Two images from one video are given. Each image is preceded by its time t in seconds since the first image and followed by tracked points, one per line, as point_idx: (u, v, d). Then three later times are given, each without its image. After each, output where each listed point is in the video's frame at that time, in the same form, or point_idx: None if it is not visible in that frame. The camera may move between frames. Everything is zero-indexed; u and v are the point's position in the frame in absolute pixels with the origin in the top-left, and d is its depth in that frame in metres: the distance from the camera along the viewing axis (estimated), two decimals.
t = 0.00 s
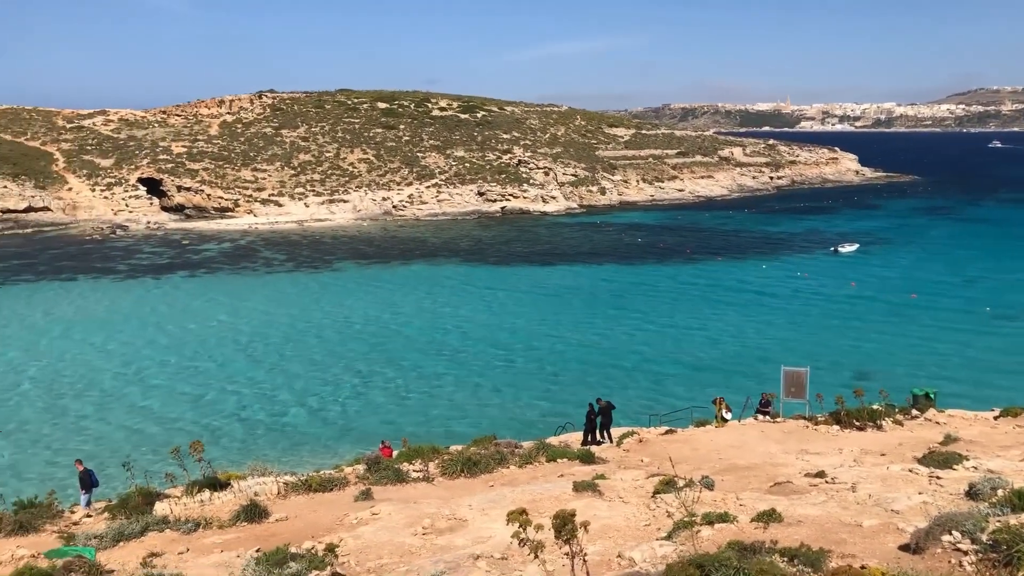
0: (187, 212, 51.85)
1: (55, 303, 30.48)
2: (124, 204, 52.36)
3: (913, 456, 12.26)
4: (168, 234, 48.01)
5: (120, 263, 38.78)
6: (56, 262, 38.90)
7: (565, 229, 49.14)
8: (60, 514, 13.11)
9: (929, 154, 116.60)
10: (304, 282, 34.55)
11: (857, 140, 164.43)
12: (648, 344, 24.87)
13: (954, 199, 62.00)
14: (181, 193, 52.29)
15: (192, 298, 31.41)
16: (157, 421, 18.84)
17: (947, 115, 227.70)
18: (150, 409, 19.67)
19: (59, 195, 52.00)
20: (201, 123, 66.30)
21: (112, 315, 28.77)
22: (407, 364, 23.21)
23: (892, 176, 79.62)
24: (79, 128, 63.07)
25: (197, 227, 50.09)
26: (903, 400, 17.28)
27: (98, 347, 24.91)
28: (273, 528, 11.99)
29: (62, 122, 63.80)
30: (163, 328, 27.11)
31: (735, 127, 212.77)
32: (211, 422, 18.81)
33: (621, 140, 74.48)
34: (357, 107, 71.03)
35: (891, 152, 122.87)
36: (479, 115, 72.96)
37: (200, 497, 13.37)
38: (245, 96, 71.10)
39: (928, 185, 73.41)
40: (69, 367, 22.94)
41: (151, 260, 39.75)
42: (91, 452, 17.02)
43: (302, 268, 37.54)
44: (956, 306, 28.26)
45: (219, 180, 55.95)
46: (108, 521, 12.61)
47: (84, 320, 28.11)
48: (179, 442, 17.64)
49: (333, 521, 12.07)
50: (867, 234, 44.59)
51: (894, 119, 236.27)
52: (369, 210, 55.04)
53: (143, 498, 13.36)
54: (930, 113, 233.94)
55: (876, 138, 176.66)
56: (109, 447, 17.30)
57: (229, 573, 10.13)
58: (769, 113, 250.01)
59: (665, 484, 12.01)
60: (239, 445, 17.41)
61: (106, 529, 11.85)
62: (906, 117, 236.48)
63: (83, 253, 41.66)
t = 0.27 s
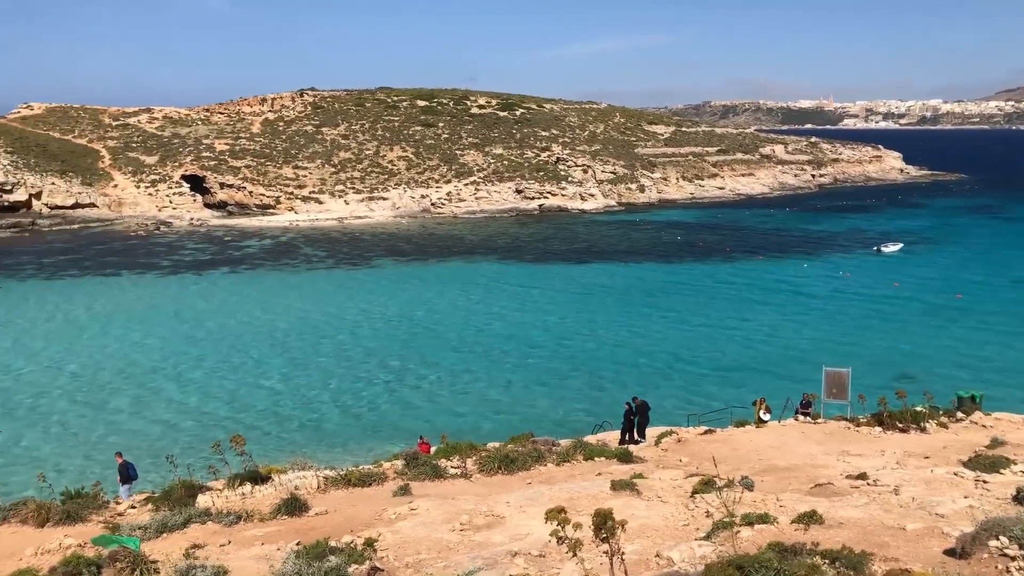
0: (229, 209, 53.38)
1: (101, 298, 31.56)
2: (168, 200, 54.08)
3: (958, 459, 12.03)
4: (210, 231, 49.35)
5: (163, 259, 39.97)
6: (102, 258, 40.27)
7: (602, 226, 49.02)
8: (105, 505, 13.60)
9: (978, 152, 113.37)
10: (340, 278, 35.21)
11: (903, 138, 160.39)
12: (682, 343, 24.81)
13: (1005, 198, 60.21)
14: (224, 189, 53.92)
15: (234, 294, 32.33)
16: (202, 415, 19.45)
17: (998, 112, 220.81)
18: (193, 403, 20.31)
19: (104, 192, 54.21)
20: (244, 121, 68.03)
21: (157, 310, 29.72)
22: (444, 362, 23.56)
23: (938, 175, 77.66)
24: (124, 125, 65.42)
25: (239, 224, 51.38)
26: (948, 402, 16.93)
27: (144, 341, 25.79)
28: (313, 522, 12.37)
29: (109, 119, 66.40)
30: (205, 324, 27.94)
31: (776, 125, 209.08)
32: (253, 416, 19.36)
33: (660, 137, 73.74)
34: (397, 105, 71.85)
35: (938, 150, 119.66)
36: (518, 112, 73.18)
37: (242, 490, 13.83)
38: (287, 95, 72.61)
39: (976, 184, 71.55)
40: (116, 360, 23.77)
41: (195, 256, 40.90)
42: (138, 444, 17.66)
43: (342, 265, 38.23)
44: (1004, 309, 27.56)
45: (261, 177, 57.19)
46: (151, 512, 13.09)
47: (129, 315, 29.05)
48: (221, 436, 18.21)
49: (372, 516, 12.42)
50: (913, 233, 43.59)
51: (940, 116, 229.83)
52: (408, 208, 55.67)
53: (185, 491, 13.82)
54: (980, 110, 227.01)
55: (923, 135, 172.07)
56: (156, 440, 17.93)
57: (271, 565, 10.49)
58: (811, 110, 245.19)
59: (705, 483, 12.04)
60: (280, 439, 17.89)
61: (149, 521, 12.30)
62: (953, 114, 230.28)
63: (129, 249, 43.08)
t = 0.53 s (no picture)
0: (270, 206, 55.42)
1: (145, 295, 32.60)
2: (210, 197, 56.05)
3: (1003, 464, 11.81)
4: (251, 228, 50.57)
5: (205, 256, 41.11)
6: (145, 254, 41.55)
7: (639, 225, 48.79)
8: (148, 498, 14.11)
9: None
10: (374, 276, 35.92)
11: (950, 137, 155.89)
12: (717, 343, 24.67)
13: None
14: (264, 186, 55.74)
15: (274, 291, 33.17)
16: (242, 409, 20.02)
17: None
18: (234, 398, 20.90)
19: (148, 188, 56.15)
20: (284, 120, 69.46)
21: (199, 306, 30.64)
22: (478, 359, 23.88)
23: (985, 175, 75.56)
24: (166, 124, 67.53)
25: (279, 221, 52.53)
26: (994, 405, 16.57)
27: (187, 337, 26.61)
28: (352, 516, 12.78)
29: (152, 117, 68.47)
30: (245, 320, 28.70)
31: (817, 123, 204.94)
32: (291, 411, 19.87)
33: (699, 135, 72.90)
34: (436, 103, 72.48)
35: (985, 151, 116.16)
36: (556, 111, 73.14)
37: (280, 484, 14.28)
38: (327, 93, 73.89)
39: None
40: (161, 355, 24.60)
41: (236, 253, 41.99)
42: (182, 437, 18.26)
43: (380, 263, 38.86)
44: None
45: (301, 175, 58.34)
46: (193, 505, 13.61)
47: (172, 311, 29.97)
48: (261, 430, 18.71)
49: (409, 512, 12.75)
50: (960, 233, 42.49)
51: (990, 114, 222.68)
52: (445, 206, 56.18)
53: (225, 484, 14.29)
54: None
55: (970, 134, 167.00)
56: (200, 433, 18.51)
57: (311, 558, 10.83)
58: (853, 107, 239.84)
59: (743, 484, 12.05)
60: (318, 434, 18.32)
61: (190, 514, 12.76)
62: (1003, 111, 222.95)
63: (173, 245, 44.39)
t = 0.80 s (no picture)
0: (306, 203, 56.51)
1: (184, 290, 33.52)
2: (247, 194, 57.48)
3: None
4: (288, 225, 51.60)
5: (243, 253, 42.11)
6: (185, 250, 42.71)
7: (674, 224, 48.44)
8: (185, 491, 14.63)
9: None
10: (407, 273, 36.41)
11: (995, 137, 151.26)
12: (751, 344, 24.49)
13: None
14: (301, 183, 56.86)
15: (310, 288, 33.86)
16: (279, 404, 20.55)
17: None
18: (272, 393, 21.45)
19: (187, 185, 57.67)
20: (321, 118, 70.67)
21: (237, 302, 31.44)
22: (509, 358, 24.09)
23: None
24: (205, 121, 69.36)
25: (316, 219, 53.48)
26: None
27: (225, 332, 27.33)
28: (386, 511, 13.10)
29: (192, 116, 70.27)
30: (282, 316, 29.35)
31: (856, 122, 200.54)
32: (327, 406, 20.32)
33: (735, 134, 71.96)
34: (471, 102, 72.87)
35: None
36: (591, 109, 72.92)
37: (315, 480, 14.69)
38: (363, 92, 74.88)
39: None
40: (203, 349, 25.33)
41: (274, 250, 42.91)
42: (223, 430, 18.82)
43: (414, 260, 39.33)
44: None
45: (337, 173, 59.30)
46: (229, 498, 14.07)
47: (211, 306, 30.79)
48: (297, 425, 19.17)
49: (442, 508, 13.02)
50: (1006, 234, 41.35)
51: None
52: (479, 204, 56.50)
53: (261, 478, 14.73)
54: None
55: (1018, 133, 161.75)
56: (238, 427, 19.04)
57: (346, 552, 11.14)
58: (894, 105, 234.07)
59: (778, 486, 12.03)
60: (354, 430, 18.72)
61: (227, 507, 13.22)
62: None
63: (212, 242, 45.55)
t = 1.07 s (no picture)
0: (340, 201, 57.33)
1: (219, 287, 34.32)
2: (282, 191, 58.53)
3: None
4: (321, 222, 52.45)
5: (277, 250, 42.95)
6: (221, 247, 43.70)
7: (707, 223, 47.99)
8: (219, 484, 15.07)
9: None
10: (437, 271, 36.80)
11: None
12: (782, 345, 24.28)
13: None
14: (334, 181, 57.67)
15: (343, 285, 34.43)
16: (313, 399, 20.99)
17: None
18: (305, 389, 21.91)
19: (222, 182, 58.91)
20: (354, 116, 71.67)
21: (271, 299, 32.12)
22: (538, 356, 24.25)
23: None
24: (240, 119, 70.86)
25: (349, 217, 54.25)
26: None
27: (258, 328, 27.95)
28: (416, 508, 13.39)
29: (227, 114, 71.81)
30: (314, 313, 29.91)
31: (894, 121, 196.07)
32: (359, 402, 20.72)
33: (770, 133, 70.95)
34: (503, 100, 73.05)
35: None
36: (623, 107, 72.54)
37: (347, 475, 15.04)
38: (396, 91, 75.64)
39: None
40: (239, 345, 25.99)
41: (307, 247, 43.66)
42: (258, 425, 19.31)
43: (445, 258, 39.71)
44: None
45: (369, 171, 60.12)
46: (261, 493, 14.48)
47: (246, 303, 31.49)
48: (330, 420, 19.57)
49: (473, 506, 13.25)
50: None
51: None
52: (511, 202, 56.66)
53: (293, 474, 15.11)
54: None
55: None
56: (273, 421, 19.50)
57: (377, 548, 11.42)
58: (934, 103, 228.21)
59: (810, 488, 12.00)
60: (387, 426, 19.08)
61: (259, 501, 13.60)
62: None
63: (246, 239, 46.54)
